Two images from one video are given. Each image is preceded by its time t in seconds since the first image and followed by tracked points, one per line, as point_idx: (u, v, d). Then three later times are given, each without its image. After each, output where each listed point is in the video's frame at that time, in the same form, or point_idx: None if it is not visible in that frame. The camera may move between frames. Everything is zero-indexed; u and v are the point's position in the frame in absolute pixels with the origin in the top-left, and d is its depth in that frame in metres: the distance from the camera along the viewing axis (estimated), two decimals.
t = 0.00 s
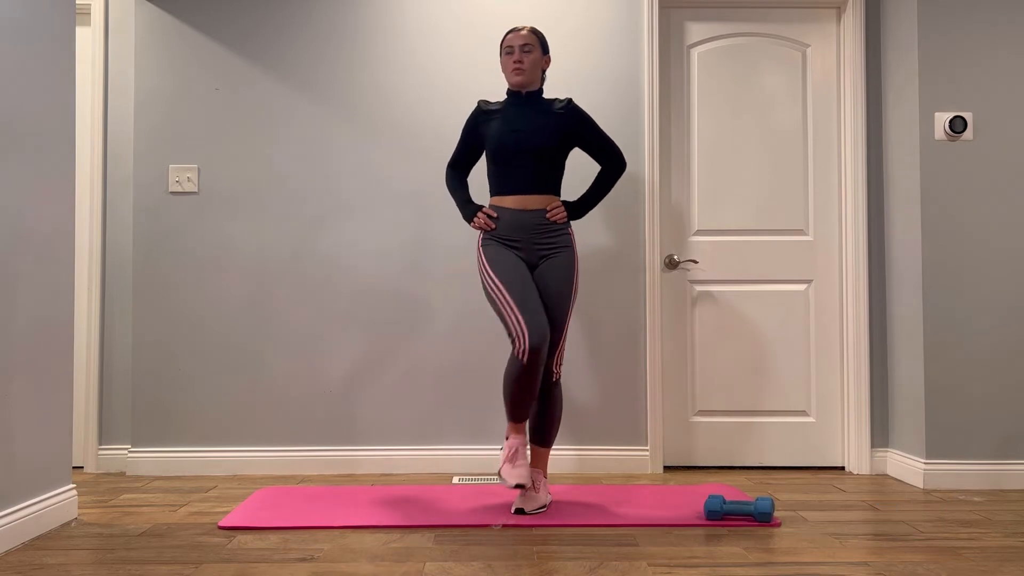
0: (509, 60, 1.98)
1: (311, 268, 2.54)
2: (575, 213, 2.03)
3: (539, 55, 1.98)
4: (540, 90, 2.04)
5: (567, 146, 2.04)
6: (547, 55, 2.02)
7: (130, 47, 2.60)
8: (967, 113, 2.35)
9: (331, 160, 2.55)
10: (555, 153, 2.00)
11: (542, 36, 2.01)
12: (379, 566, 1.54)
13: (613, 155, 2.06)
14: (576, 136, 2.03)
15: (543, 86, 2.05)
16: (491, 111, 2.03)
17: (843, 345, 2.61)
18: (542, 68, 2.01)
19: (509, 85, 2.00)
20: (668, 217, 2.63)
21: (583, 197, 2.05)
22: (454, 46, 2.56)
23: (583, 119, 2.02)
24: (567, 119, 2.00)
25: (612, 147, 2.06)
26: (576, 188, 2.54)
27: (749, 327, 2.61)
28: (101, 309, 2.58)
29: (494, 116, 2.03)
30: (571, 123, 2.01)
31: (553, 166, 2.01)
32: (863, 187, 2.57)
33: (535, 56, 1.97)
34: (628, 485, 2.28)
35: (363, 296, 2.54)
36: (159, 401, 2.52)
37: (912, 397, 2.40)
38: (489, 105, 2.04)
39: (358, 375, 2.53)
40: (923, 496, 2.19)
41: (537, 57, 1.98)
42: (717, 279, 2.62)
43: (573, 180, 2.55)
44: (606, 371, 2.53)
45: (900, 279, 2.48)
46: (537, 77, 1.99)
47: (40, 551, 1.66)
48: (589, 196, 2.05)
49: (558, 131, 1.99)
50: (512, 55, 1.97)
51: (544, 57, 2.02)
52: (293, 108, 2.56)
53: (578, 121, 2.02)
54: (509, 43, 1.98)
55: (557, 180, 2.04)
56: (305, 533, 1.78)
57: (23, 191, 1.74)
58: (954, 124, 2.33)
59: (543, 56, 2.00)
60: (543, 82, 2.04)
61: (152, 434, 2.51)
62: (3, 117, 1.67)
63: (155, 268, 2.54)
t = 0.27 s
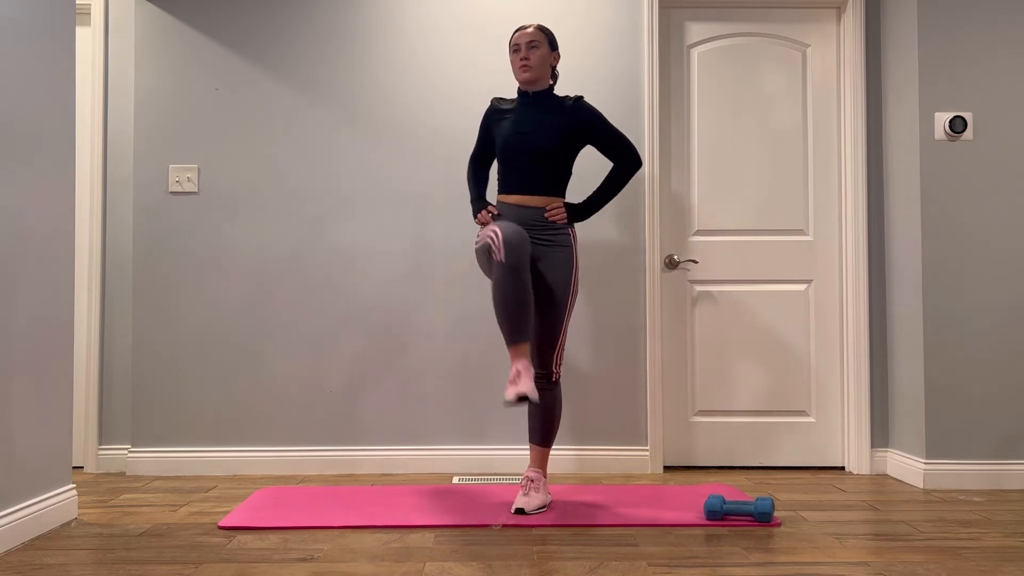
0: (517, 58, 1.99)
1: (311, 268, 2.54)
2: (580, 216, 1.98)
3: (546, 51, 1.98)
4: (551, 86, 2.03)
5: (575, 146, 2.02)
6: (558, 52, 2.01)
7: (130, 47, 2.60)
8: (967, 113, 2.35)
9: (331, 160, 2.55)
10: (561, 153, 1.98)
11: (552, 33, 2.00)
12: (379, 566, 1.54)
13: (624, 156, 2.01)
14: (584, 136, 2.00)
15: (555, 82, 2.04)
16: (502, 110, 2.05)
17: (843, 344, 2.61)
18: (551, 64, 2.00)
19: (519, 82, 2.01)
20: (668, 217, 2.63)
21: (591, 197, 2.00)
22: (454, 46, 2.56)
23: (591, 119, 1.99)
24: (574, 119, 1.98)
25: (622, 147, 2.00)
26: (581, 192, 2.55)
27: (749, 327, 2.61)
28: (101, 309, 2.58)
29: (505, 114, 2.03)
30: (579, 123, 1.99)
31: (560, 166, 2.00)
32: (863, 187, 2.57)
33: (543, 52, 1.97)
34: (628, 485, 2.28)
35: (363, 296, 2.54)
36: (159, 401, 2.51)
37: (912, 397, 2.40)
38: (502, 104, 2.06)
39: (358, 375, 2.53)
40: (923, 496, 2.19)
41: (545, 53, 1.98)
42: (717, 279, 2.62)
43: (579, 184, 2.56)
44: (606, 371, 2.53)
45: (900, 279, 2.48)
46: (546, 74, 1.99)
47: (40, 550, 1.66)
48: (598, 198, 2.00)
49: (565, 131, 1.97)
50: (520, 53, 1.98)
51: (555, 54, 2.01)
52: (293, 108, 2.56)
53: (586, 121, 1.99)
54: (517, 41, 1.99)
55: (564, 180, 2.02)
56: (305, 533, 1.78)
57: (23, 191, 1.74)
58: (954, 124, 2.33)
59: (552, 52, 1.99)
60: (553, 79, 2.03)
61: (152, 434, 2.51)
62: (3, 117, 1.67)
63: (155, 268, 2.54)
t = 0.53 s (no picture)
0: (522, 57, 1.98)
1: (312, 267, 2.54)
2: (583, 215, 1.98)
3: (552, 48, 1.97)
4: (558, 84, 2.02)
5: (583, 145, 2.00)
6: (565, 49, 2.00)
7: (130, 47, 2.60)
8: (967, 113, 2.35)
9: (331, 160, 2.55)
10: (566, 153, 1.97)
11: (558, 30, 1.99)
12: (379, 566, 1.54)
13: (631, 154, 1.97)
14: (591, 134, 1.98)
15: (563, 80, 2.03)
16: (517, 108, 2.07)
17: (843, 344, 2.61)
18: (558, 62, 1.99)
19: (526, 81, 2.00)
20: (669, 217, 2.63)
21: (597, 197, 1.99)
22: (454, 46, 2.56)
23: (598, 117, 1.96)
24: (580, 118, 1.96)
25: (629, 146, 1.96)
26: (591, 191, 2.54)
27: (749, 328, 2.61)
28: (101, 309, 2.58)
29: (517, 113, 2.05)
30: (585, 122, 1.96)
31: (568, 165, 2.00)
32: (863, 186, 2.57)
33: (549, 50, 1.96)
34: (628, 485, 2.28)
35: (363, 296, 2.54)
36: (159, 401, 2.52)
37: (912, 397, 2.40)
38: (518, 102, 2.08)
39: (359, 375, 2.53)
40: (923, 496, 2.19)
41: (552, 51, 1.96)
42: (717, 279, 2.62)
43: (588, 183, 2.55)
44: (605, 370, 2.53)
45: (900, 279, 2.48)
46: (553, 71, 1.97)
47: (40, 551, 1.66)
48: (604, 197, 1.99)
49: (572, 130, 1.96)
50: (526, 51, 1.98)
51: (562, 50, 1.99)
52: (293, 108, 2.56)
53: (592, 120, 1.96)
54: (523, 40, 1.98)
55: (572, 178, 2.02)
56: (305, 533, 1.78)
57: (22, 191, 1.74)
58: (954, 124, 2.33)
59: (559, 50, 1.98)
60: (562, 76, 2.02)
61: (152, 434, 2.51)
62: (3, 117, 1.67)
63: (155, 268, 2.54)
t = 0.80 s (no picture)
0: (524, 56, 1.99)
1: (312, 268, 2.54)
2: (584, 215, 1.97)
3: (555, 46, 1.96)
4: (562, 82, 2.01)
5: (585, 145, 2.00)
6: (569, 47, 1.99)
7: (130, 47, 2.60)
8: (967, 113, 2.35)
9: (331, 161, 2.55)
10: (567, 151, 1.97)
11: (562, 29, 1.99)
12: (379, 566, 1.54)
13: (633, 154, 1.95)
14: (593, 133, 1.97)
15: (568, 78, 2.02)
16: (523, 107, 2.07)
17: (843, 344, 2.61)
18: (561, 60, 1.98)
19: (530, 80, 2.01)
20: (669, 217, 2.63)
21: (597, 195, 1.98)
22: (454, 46, 2.56)
23: (600, 116, 1.95)
24: (583, 118, 1.96)
25: (630, 146, 1.95)
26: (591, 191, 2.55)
27: (749, 328, 2.61)
28: (101, 309, 2.58)
29: (522, 113, 2.06)
30: (587, 120, 1.95)
31: (570, 164, 2.00)
32: (863, 186, 2.57)
33: (550, 48, 1.96)
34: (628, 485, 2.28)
35: (364, 296, 2.54)
36: (159, 401, 2.52)
37: (912, 397, 2.40)
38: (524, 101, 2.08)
39: (360, 375, 2.53)
40: (923, 496, 2.19)
41: (554, 49, 1.96)
42: (717, 279, 2.62)
43: (590, 184, 2.55)
44: (605, 370, 2.53)
45: (900, 279, 2.48)
46: (555, 69, 1.97)
47: (40, 551, 1.66)
48: (605, 196, 1.97)
49: (575, 130, 1.96)
50: (528, 50, 1.98)
51: (565, 48, 1.99)
52: (293, 108, 2.56)
53: (594, 118, 1.95)
54: (525, 39, 1.99)
55: (575, 177, 2.01)
56: (305, 533, 1.78)
57: (22, 191, 1.74)
58: (954, 124, 2.33)
59: (561, 48, 1.98)
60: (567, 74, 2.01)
61: (152, 434, 2.51)
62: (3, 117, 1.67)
63: (155, 268, 2.54)
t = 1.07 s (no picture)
0: (519, 55, 2.01)
1: (312, 268, 2.54)
2: (573, 215, 1.96)
3: (548, 45, 1.97)
4: (557, 81, 2.01)
5: (577, 146, 1.99)
6: (563, 46, 1.99)
7: (130, 47, 2.60)
8: (967, 113, 2.35)
9: (331, 161, 2.55)
10: (558, 151, 1.97)
11: (556, 27, 1.99)
12: (379, 566, 1.54)
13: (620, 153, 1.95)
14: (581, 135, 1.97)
15: (563, 77, 2.02)
16: (520, 107, 2.08)
17: (843, 344, 2.61)
18: (555, 59, 1.99)
19: (524, 79, 2.03)
20: (669, 217, 2.63)
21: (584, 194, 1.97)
22: (454, 46, 2.56)
23: (592, 114, 1.94)
24: (573, 117, 1.96)
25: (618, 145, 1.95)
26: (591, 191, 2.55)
27: (748, 328, 2.61)
28: (101, 309, 2.58)
29: (519, 113, 2.07)
30: (577, 120, 1.96)
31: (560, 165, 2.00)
32: (863, 186, 2.57)
33: (544, 47, 1.96)
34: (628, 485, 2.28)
35: (364, 296, 2.54)
36: (159, 401, 2.52)
37: (912, 397, 2.40)
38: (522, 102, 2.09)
39: (360, 375, 2.53)
40: (923, 496, 2.19)
41: (548, 48, 1.97)
42: (717, 279, 2.62)
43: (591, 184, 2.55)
44: (605, 370, 2.53)
45: (900, 279, 2.48)
46: (547, 69, 1.98)
47: (40, 551, 1.66)
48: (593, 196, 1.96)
49: (567, 128, 1.96)
50: (522, 50, 2.00)
51: (560, 47, 1.99)
52: (293, 108, 2.56)
53: (583, 117, 1.95)
54: (520, 38, 2.01)
55: (569, 176, 2.01)
56: (305, 533, 1.78)
57: (23, 191, 1.74)
58: (954, 124, 2.33)
59: (555, 47, 1.98)
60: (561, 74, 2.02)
61: (152, 434, 2.51)
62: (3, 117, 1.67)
63: (155, 268, 2.54)
